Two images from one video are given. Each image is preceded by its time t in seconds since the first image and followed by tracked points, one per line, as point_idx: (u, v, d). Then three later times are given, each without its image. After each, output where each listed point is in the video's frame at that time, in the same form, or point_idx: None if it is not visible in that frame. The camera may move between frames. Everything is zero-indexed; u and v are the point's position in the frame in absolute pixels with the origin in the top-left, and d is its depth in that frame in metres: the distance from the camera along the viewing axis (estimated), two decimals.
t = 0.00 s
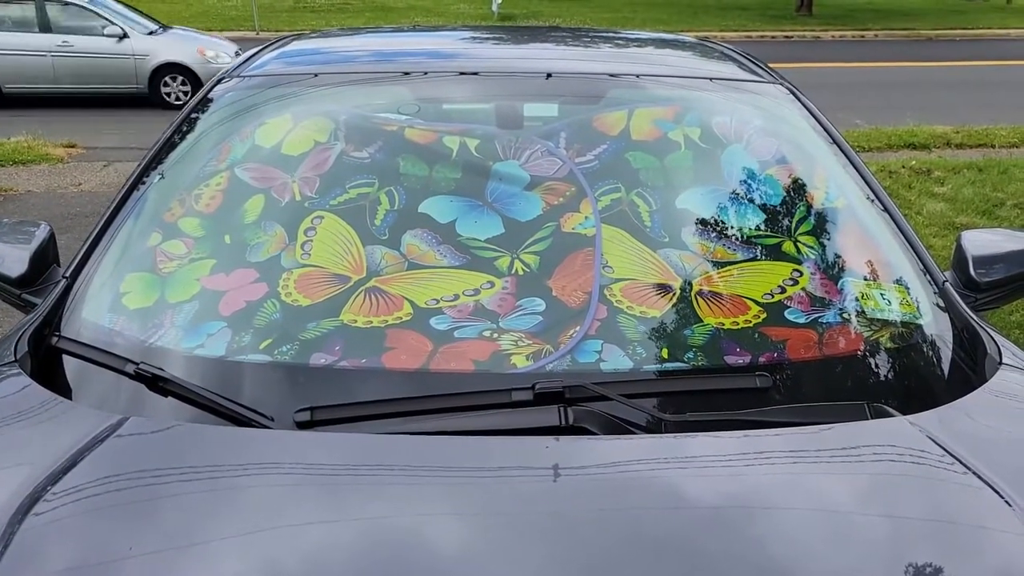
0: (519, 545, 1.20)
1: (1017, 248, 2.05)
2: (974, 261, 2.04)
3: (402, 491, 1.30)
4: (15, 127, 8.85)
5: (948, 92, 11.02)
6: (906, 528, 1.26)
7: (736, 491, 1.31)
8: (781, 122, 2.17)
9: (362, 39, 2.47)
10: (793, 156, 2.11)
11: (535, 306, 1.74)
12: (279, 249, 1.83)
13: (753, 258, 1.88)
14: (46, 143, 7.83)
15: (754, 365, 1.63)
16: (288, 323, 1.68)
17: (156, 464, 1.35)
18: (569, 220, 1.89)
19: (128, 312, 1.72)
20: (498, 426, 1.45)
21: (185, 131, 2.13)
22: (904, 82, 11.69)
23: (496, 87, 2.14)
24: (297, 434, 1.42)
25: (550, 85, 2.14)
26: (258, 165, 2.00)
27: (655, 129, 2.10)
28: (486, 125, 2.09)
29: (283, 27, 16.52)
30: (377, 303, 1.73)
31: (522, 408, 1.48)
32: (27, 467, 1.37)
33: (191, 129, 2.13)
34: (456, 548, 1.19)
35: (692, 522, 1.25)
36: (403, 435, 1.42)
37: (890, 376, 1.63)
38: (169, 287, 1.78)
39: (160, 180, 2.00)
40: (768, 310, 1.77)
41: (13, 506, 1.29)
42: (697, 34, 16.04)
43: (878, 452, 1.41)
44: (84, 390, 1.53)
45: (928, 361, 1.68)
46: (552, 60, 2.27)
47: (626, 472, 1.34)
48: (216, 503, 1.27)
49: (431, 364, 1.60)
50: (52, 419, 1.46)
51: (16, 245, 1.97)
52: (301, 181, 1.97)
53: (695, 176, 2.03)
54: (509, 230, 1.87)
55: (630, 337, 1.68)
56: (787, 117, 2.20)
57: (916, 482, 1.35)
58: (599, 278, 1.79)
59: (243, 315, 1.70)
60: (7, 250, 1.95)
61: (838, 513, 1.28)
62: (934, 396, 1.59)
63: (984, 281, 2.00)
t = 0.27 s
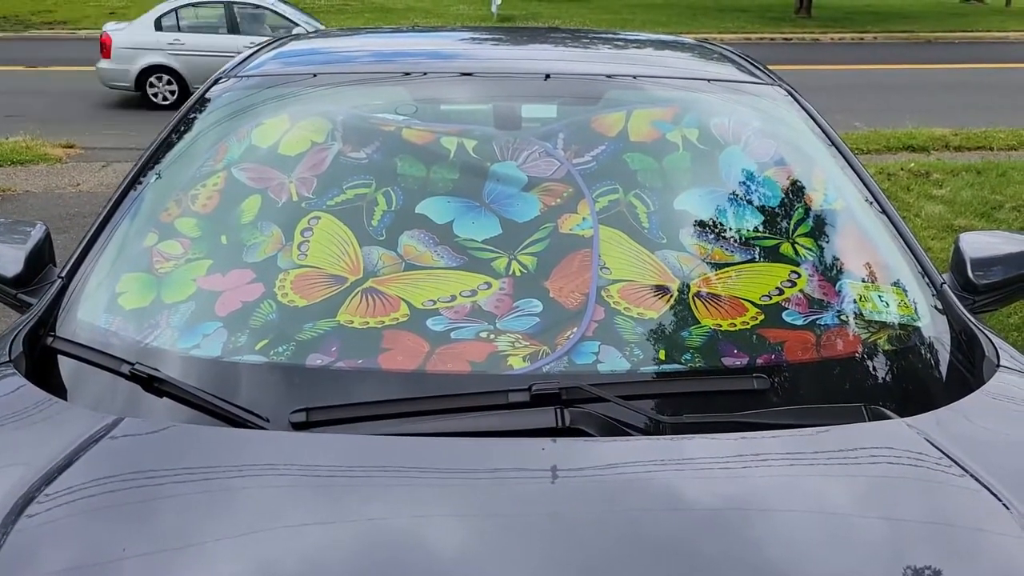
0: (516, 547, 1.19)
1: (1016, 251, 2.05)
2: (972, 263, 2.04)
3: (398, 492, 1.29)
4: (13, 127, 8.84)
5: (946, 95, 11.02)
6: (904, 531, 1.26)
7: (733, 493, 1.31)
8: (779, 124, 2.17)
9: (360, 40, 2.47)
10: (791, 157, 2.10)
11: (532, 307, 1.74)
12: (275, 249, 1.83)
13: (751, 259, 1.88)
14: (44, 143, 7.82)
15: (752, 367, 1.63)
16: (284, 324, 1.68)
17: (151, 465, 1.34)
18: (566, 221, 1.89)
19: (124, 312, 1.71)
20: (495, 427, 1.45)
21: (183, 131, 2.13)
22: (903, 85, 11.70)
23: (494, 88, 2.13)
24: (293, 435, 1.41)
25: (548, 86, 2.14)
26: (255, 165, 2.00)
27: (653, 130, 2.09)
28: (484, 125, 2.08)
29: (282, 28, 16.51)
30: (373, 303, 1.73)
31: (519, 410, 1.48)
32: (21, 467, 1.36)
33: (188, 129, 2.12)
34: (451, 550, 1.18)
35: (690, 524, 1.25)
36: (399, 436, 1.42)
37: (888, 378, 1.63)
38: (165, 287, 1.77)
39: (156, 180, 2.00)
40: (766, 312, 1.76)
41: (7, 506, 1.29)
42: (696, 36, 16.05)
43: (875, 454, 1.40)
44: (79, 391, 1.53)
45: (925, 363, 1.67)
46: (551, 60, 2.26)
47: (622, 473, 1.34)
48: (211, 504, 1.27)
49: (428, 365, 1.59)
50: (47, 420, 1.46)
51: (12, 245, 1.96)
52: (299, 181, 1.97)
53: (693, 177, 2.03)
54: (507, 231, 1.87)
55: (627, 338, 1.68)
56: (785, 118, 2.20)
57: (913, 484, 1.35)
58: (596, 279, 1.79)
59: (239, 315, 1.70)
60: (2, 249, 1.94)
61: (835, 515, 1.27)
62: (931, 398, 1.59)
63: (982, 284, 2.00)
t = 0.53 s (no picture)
0: (516, 546, 1.19)
1: (1017, 249, 2.04)
2: (974, 262, 2.04)
3: (398, 491, 1.29)
4: (14, 126, 8.84)
5: (948, 93, 11.01)
6: (905, 530, 1.26)
7: (734, 492, 1.31)
8: (780, 122, 2.17)
9: (361, 38, 2.46)
10: (792, 156, 2.10)
11: (532, 306, 1.73)
12: (276, 248, 1.83)
13: (752, 258, 1.88)
14: (45, 141, 7.82)
15: (752, 366, 1.63)
16: (284, 322, 1.68)
17: (151, 464, 1.34)
18: (567, 219, 1.88)
19: (124, 311, 1.71)
20: (495, 426, 1.44)
21: (183, 129, 2.12)
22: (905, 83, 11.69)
23: (495, 86, 2.13)
24: (293, 434, 1.41)
25: (549, 84, 2.13)
26: (255, 163, 2.00)
27: (654, 128, 2.09)
28: (485, 124, 2.08)
29: (283, 26, 16.51)
30: (374, 302, 1.72)
31: (520, 408, 1.48)
32: (21, 466, 1.36)
33: (188, 128, 2.12)
34: (450, 548, 1.18)
35: (691, 523, 1.25)
36: (399, 435, 1.41)
37: (889, 378, 1.62)
38: (165, 286, 1.77)
39: (157, 179, 2.00)
40: (767, 311, 1.76)
41: (7, 505, 1.29)
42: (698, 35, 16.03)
43: (877, 454, 1.40)
44: (79, 390, 1.52)
45: (927, 362, 1.67)
46: (552, 59, 2.26)
47: (622, 472, 1.34)
48: (211, 503, 1.26)
49: (428, 364, 1.59)
50: (47, 418, 1.46)
51: (13, 244, 1.96)
52: (299, 179, 1.96)
53: (694, 176, 2.02)
54: (508, 229, 1.86)
55: (628, 337, 1.68)
56: (787, 117, 2.19)
57: (915, 483, 1.35)
58: (597, 278, 1.78)
59: (239, 314, 1.70)
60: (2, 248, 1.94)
61: (836, 514, 1.27)
62: (932, 397, 1.58)
63: (984, 282, 1.99)
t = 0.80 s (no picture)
0: (519, 545, 1.19)
1: (1021, 247, 2.04)
2: (978, 260, 2.03)
3: (400, 490, 1.29)
4: (17, 125, 8.85)
5: (952, 91, 10.99)
6: (909, 529, 1.25)
7: (737, 491, 1.30)
8: (783, 120, 2.16)
9: (363, 36, 2.46)
10: (796, 154, 2.09)
11: (535, 305, 1.73)
12: (278, 246, 1.83)
13: (755, 256, 1.87)
14: (49, 140, 7.84)
15: (756, 365, 1.62)
16: (287, 321, 1.68)
17: (154, 463, 1.34)
18: (569, 218, 1.88)
19: (127, 310, 1.71)
20: (498, 424, 1.44)
21: (186, 128, 2.12)
22: (908, 81, 11.66)
23: (497, 84, 2.13)
24: (296, 432, 1.41)
25: (552, 82, 2.13)
26: (258, 162, 2.00)
27: (657, 126, 2.09)
28: (486, 123, 2.07)
29: (286, 25, 16.52)
30: (376, 301, 1.72)
31: (522, 407, 1.48)
32: (24, 464, 1.36)
33: (191, 127, 2.12)
34: (453, 547, 1.18)
35: (694, 522, 1.24)
36: (402, 434, 1.41)
37: (893, 377, 1.62)
38: (168, 285, 1.77)
39: (160, 177, 2.00)
40: (770, 309, 1.76)
41: (10, 503, 1.29)
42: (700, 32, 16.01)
43: (880, 452, 1.40)
44: (82, 388, 1.52)
45: (931, 361, 1.67)
46: (555, 57, 2.26)
47: (625, 471, 1.34)
48: (214, 502, 1.26)
49: (431, 363, 1.59)
50: (50, 417, 1.46)
51: (15, 242, 1.96)
52: (301, 178, 1.96)
53: (697, 174, 2.02)
54: (510, 228, 1.86)
55: (631, 335, 1.67)
56: (790, 115, 2.19)
57: (919, 481, 1.34)
58: (599, 276, 1.78)
59: (242, 312, 1.70)
60: (6, 247, 1.94)
61: (840, 513, 1.27)
62: (936, 396, 1.58)
63: (987, 280, 1.99)
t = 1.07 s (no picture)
0: (517, 542, 1.18)
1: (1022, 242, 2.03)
2: (978, 254, 2.02)
3: (398, 487, 1.28)
4: (17, 124, 8.85)
5: (953, 86, 10.96)
6: (911, 525, 1.25)
7: (736, 487, 1.30)
8: (783, 115, 2.15)
9: (361, 32, 2.45)
10: (795, 149, 2.09)
11: (533, 301, 1.72)
12: (275, 243, 1.82)
13: (754, 252, 1.86)
14: (49, 139, 7.83)
15: (755, 360, 1.62)
16: (284, 317, 1.67)
17: (150, 461, 1.33)
18: (567, 214, 1.87)
19: (123, 307, 1.71)
20: (496, 421, 1.44)
21: (183, 124, 2.12)
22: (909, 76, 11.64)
23: (496, 79, 2.12)
24: (293, 430, 1.41)
25: (551, 77, 2.12)
26: (255, 159, 1.99)
27: (656, 121, 2.08)
28: (485, 118, 2.07)
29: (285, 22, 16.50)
30: (374, 297, 1.72)
31: (521, 404, 1.47)
32: (19, 463, 1.36)
33: (188, 123, 2.11)
34: (450, 545, 1.17)
35: (695, 519, 1.24)
36: (399, 431, 1.41)
37: (893, 372, 1.61)
38: (165, 282, 1.76)
39: (157, 174, 1.99)
40: (770, 305, 1.75)
41: (6, 502, 1.28)
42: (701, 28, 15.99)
43: (880, 448, 1.39)
44: (79, 386, 1.52)
45: (931, 357, 1.66)
46: (553, 52, 2.25)
47: (623, 467, 1.33)
48: (210, 500, 1.26)
49: (429, 359, 1.59)
50: (46, 415, 1.45)
51: (12, 240, 1.96)
52: (298, 174, 1.95)
53: (697, 169, 2.01)
54: (508, 224, 1.85)
55: (629, 331, 1.67)
56: (790, 110, 2.18)
57: (919, 477, 1.34)
58: (598, 272, 1.77)
59: (238, 309, 1.69)
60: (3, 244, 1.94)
61: (840, 510, 1.26)
62: (937, 391, 1.57)
63: (988, 275, 1.98)
